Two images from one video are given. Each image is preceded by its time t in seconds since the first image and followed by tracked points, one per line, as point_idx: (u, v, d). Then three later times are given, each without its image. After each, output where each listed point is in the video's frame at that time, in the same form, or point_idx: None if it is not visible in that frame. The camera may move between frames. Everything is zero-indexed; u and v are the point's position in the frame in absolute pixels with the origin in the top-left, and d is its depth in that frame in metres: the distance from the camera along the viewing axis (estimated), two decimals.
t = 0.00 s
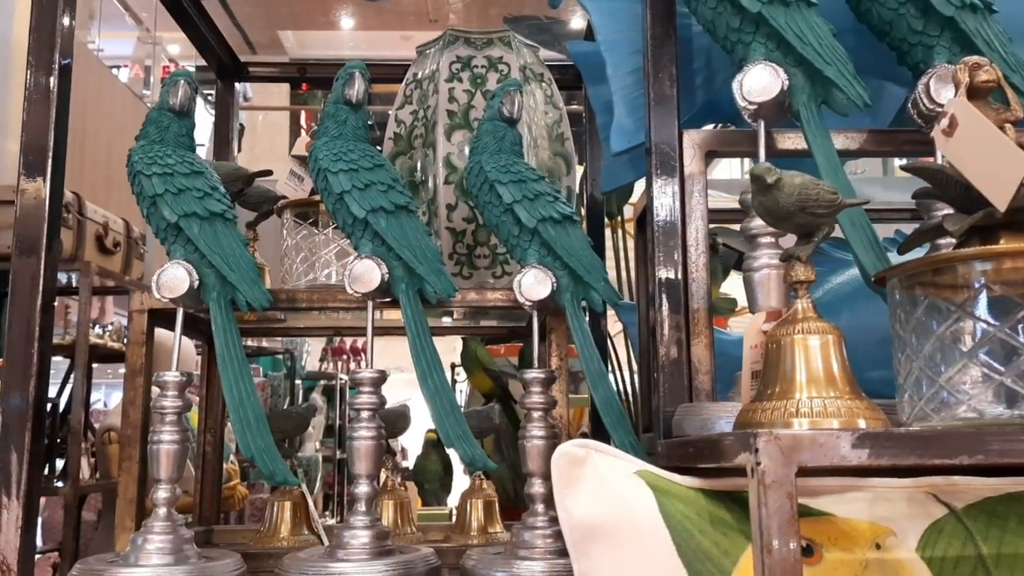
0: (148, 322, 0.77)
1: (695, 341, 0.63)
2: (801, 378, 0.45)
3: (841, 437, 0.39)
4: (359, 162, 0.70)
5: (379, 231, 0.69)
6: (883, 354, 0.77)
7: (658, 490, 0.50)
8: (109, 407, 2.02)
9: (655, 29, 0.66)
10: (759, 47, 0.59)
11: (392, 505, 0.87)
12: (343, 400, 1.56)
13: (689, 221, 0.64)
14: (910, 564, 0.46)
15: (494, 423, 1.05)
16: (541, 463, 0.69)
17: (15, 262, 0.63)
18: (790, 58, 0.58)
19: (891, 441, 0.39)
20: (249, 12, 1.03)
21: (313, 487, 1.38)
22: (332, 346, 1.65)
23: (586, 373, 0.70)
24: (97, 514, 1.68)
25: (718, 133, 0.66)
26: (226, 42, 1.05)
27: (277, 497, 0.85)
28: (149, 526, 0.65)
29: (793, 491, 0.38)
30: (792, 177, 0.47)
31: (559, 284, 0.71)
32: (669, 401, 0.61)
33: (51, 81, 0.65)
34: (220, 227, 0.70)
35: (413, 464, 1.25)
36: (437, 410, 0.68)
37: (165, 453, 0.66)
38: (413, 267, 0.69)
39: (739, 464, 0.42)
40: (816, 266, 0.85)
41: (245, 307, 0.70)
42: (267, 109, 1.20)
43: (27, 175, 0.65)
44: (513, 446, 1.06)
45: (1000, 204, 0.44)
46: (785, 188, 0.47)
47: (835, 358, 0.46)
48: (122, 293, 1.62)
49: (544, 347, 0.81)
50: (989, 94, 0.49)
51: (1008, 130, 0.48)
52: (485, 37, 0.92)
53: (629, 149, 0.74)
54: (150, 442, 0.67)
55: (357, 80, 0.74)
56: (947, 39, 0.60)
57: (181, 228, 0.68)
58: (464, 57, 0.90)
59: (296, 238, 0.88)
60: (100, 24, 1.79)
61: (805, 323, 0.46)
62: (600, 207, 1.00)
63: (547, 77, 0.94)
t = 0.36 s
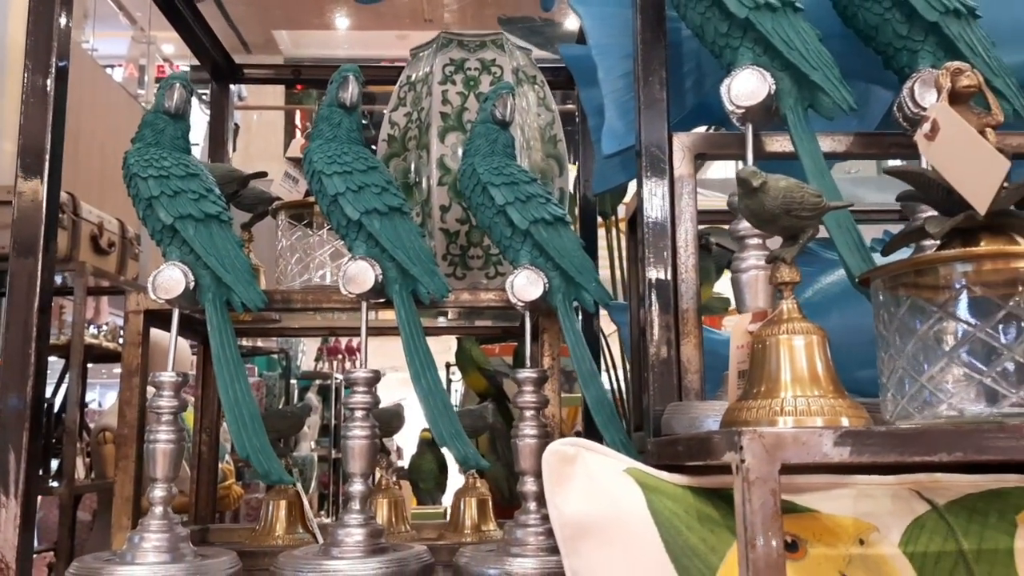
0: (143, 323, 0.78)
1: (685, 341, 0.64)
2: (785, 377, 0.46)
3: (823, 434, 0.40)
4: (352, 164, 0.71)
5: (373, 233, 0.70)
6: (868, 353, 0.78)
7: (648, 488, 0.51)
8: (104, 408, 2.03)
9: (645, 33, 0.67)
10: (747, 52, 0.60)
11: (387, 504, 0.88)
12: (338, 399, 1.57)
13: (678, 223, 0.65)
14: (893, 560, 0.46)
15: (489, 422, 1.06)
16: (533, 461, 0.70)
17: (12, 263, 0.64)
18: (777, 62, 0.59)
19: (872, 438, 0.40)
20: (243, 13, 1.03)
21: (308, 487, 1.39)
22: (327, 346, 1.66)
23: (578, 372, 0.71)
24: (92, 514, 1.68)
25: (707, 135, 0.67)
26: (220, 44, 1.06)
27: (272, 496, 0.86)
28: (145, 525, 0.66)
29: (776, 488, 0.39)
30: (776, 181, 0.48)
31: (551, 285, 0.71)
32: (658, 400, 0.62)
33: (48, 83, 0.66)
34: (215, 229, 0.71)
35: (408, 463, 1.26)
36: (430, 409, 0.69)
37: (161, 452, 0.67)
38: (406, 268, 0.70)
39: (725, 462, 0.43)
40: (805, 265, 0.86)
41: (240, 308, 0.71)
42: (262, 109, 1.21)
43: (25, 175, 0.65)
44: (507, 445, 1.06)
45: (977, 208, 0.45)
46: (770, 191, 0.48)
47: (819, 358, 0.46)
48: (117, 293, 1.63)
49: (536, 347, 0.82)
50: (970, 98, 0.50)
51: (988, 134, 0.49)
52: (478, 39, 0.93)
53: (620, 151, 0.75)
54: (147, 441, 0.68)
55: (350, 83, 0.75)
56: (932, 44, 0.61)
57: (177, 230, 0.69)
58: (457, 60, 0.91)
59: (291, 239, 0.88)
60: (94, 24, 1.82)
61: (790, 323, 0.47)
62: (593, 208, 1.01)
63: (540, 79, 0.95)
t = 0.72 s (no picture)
0: (134, 319, 0.78)
1: (668, 336, 0.65)
2: (762, 370, 0.47)
3: (797, 425, 0.41)
4: (342, 162, 0.72)
5: (361, 230, 0.71)
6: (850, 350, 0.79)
7: (630, 479, 0.52)
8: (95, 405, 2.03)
9: (630, 33, 0.68)
10: (728, 53, 0.61)
11: (376, 499, 0.89)
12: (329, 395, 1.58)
13: (662, 221, 0.66)
14: (866, 548, 0.48)
15: (478, 417, 1.07)
16: (519, 455, 0.71)
17: (5, 259, 0.65)
18: (758, 63, 0.61)
19: (844, 429, 0.41)
20: (234, 11, 1.04)
21: (299, 484, 1.40)
22: (318, 344, 1.66)
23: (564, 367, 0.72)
24: (82, 512, 1.69)
25: (690, 135, 0.68)
26: (211, 42, 1.06)
27: (262, 490, 0.87)
28: (137, 517, 0.67)
29: (751, 477, 0.41)
30: (754, 179, 0.49)
31: (537, 281, 0.73)
32: (641, 394, 0.64)
33: (40, 80, 0.67)
34: (206, 226, 0.71)
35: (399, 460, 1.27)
36: (418, 403, 0.70)
37: (153, 446, 0.68)
38: (395, 265, 0.71)
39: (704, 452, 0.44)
40: (787, 264, 0.88)
41: (230, 304, 0.72)
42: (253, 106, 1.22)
43: (17, 172, 0.66)
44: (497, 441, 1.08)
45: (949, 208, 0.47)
46: (748, 190, 0.49)
47: (795, 351, 0.48)
48: (108, 291, 1.63)
49: (524, 343, 0.83)
50: (944, 99, 0.52)
51: (960, 134, 0.51)
52: (467, 39, 0.94)
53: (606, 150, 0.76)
54: (137, 436, 0.69)
55: (340, 82, 0.75)
56: (909, 46, 0.62)
57: (168, 227, 0.70)
58: (446, 59, 0.92)
59: (281, 236, 0.89)
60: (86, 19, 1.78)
61: (767, 318, 0.48)
62: (580, 205, 1.02)
63: (528, 78, 0.96)
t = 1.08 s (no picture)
0: (129, 316, 0.79)
1: (652, 332, 0.67)
2: (740, 365, 0.49)
3: (771, 418, 0.43)
4: (334, 162, 0.73)
5: (352, 229, 0.72)
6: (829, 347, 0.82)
7: (613, 472, 0.53)
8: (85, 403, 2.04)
9: (615, 37, 0.70)
10: (710, 58, 0.63)
11: (367, 493, 0.91)
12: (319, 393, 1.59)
13: (646, 220, 0.68)
14: (840, 536, 0.50)
15: (466, 412, 1.09)
16: (507, 449, 0.73)
17: (2, 257, 0.66)
18: (738, 68, 0.62)
19: (817, 420, 0.43)
20: (226, 11, 1.05)
21: (290, 481, 1.41)
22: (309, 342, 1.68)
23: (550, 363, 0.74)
24: (73, 509, 1.69)
25: (674, 137, 0.69)
26: (202, 41, 1.08)
27: (254, 484, 0.89)
28: (132, 510, 0.68)
29: (727, 466, 0.42)
30: (733, 181, 0.51)
31: (525, 280, 0.74)
32: (625, 388, 0.66)
33: (37, 79, 0.68)
34: (199, 225, 0.73)
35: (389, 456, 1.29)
36: (408, 398, 0.72)
37: (148, 441, 0.69)
38: (386, 264, 0.72)
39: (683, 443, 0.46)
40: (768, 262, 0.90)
41: (224, 301, 0.73)
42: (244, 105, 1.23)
43: (15, 170, 0.67)
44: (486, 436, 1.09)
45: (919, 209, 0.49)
46: (727, 191, 0.51)
47: (771, 346, 0.50)
48: (99, 288, 1.64)
49: (512, 340, 0.84)
50: (916, 104, 0.54)
51: (930, 138, 0.53)
52: (456, 41, 0.95)
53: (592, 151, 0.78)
54: (133, 430, 0.70)
55: (331, 84, 0.77)
56: (885, 51, 0.64)
57: (162, 226, 0.71)
58: (436, 60, 0.94)
59: (273, 235, 0.91)
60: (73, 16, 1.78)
61: (745, 315, 0.50)
62: (568, 204, 1.04)
63: (516, 79, 0.98)
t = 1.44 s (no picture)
0: (116, 310, 0.81)
1: (628, 326, 0.69)
2: (708, 355, 0.51)
3: (734, 405, 0.45)
4: (318, 159, 0.75)
5: (336, 225, 0.74)
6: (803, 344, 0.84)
7: (588, 460, 0.55)
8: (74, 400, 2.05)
9: (594, 38, 0.72)
10: (684, 58, 0.64)
11: (352, 484, 0.93)
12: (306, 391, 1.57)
13: (622, 217, 0.70)
14: (803, 521, 0.52)
15: (452, 407, 1.10)
16: (488, 439, 0.74)
17: None
18: (710, 69, 0.64)
19: (777, 408, 0.45)
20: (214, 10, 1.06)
21: (279, 476, 1.42)
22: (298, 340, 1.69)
23: (531, 356, 0.76)
24: (61, 505, 1.70)
25: (651, 136, 0.71)
26: (190, 39, 1.09)
27: (241, 476, 0.91)
28: (119, 499, 0.69)
29: (691, 451, 0.44)
30: (702, 178, 0.53)
31: (505, 275, 0.76)
32: (601, 380, 0.68)
33: (26, 76, 0.69)
34: (186, 220, 0.74)
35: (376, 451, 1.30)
36: (391, 390, 0.74)
37: (135, 432, 0.71)
38: (369, 259, 0.74)
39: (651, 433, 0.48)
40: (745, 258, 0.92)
41: (210, 295, 0.75)
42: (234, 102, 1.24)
43: (4, 166, 0.69)
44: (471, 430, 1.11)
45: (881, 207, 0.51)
46: (696, 187, 0.52)
47: (738, 337, 0.51)
48: (88, 285, 1.65)
49: (493, 334, 0.86)
50: (880, 105, 0.56)
51: (894, 138, 0.55)
52: (441, 40, 0.97)
53: (572, 149, 0.79)
54: (120, 421, 0.72)
55: (317, 82, 0.78)
56: (853, 53, 0.66)
57: (149, 221, 0.73)
58: (420, 59, 0.95)
59: (259, 230, 0.92)
60: (63, 13, 1.79)
61: (712, 308, 0.52)
62: (551, 201, 1.05)
63: (500, 78, 1.00)
